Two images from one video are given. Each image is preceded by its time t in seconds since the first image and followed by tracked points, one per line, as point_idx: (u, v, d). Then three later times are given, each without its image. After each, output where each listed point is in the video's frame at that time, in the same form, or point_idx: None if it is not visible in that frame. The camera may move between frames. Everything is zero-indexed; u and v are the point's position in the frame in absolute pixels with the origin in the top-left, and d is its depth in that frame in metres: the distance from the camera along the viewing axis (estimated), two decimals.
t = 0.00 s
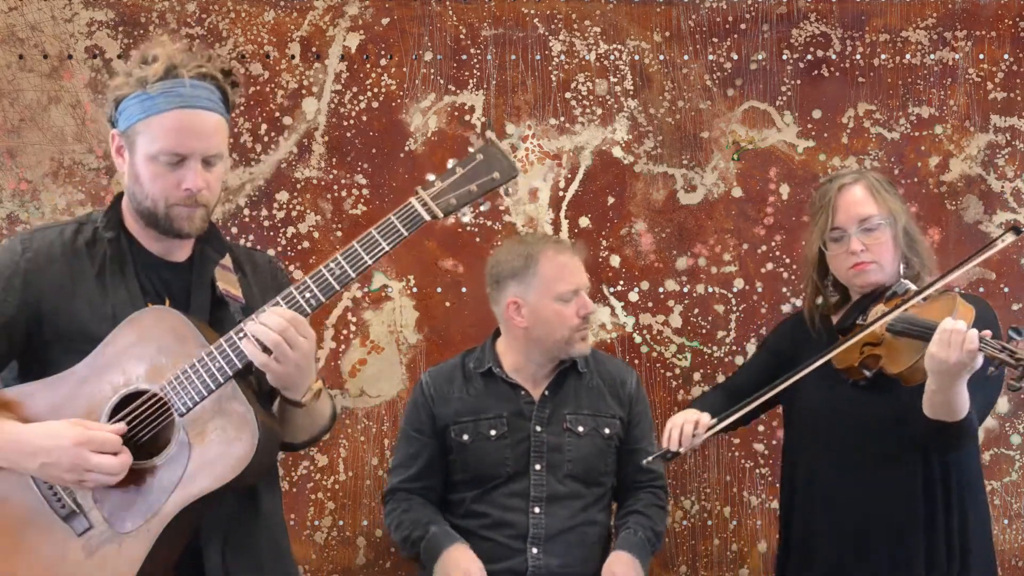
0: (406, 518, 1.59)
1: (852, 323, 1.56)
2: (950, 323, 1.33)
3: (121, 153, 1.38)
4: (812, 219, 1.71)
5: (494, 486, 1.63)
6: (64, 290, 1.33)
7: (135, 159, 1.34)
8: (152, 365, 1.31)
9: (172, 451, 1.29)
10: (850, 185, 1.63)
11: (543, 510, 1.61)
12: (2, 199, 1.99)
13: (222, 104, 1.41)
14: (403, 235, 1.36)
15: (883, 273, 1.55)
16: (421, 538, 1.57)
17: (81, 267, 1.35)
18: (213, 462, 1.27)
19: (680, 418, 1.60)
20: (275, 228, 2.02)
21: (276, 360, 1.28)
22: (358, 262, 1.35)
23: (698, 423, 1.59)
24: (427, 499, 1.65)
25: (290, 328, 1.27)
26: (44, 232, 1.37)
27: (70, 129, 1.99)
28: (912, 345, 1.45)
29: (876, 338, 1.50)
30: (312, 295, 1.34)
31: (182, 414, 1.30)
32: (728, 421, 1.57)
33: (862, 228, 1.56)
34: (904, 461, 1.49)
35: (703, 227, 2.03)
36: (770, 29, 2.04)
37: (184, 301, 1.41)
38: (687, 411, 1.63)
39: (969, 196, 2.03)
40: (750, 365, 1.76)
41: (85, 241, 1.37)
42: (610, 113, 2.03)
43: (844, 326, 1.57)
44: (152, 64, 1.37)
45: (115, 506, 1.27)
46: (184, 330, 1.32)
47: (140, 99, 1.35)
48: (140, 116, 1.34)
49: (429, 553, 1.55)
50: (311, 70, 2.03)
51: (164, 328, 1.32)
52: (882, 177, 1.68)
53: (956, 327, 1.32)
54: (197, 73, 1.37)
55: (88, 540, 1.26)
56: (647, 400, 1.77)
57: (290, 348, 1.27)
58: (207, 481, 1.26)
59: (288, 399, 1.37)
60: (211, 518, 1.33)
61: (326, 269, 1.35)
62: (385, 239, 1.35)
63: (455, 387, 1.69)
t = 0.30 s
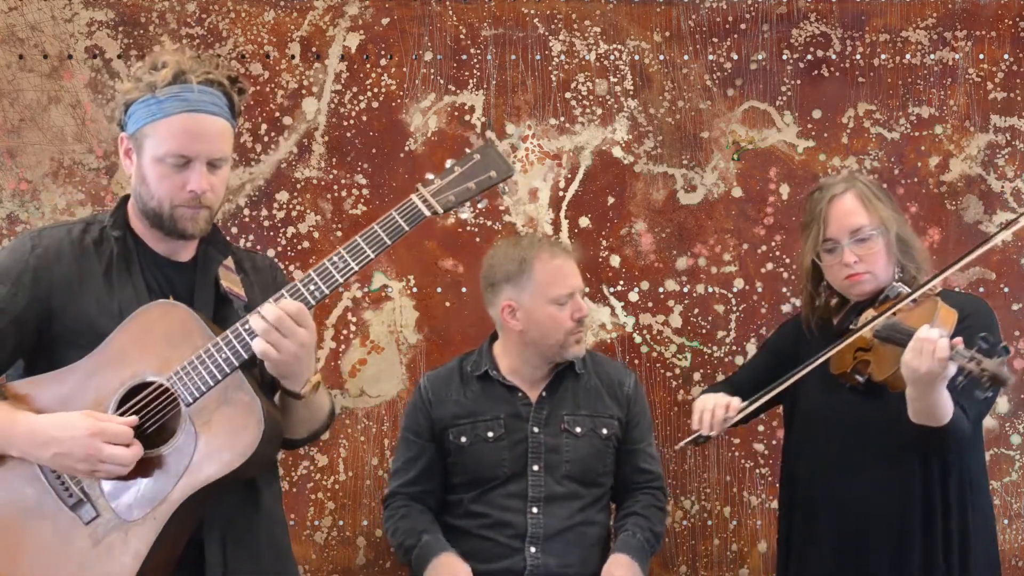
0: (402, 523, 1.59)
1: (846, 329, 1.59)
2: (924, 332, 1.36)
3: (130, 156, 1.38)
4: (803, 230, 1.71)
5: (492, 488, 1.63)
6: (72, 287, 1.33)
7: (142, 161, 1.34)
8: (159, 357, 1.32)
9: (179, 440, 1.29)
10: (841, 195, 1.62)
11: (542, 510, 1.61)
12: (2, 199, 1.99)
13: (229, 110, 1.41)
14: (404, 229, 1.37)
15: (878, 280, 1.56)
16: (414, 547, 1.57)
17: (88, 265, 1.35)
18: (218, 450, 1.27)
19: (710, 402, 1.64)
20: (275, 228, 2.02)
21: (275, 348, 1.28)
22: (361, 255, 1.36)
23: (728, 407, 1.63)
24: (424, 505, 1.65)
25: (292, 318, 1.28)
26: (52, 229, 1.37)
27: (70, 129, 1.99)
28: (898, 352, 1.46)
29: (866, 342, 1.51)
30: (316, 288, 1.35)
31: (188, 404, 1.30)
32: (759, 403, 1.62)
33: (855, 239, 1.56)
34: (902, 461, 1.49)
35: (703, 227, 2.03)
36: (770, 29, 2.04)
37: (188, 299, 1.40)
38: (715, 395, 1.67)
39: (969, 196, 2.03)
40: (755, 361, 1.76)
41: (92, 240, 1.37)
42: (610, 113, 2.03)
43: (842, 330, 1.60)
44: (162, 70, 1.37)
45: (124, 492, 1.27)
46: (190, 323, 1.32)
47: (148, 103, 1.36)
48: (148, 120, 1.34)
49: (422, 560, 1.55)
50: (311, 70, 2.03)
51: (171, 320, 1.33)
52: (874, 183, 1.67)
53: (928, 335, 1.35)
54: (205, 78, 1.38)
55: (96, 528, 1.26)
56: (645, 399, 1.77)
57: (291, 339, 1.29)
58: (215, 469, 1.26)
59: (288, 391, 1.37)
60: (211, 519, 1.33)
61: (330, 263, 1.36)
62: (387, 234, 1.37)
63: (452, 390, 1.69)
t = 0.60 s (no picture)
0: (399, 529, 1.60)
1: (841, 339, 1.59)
2: (887, 371, 1.38)
3: (130, 159, 1.38)
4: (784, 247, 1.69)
5: (491, 490, 1.63)
6: (75, 286, 1.33)
7: (142, 164, 1.34)
8: (161, 350, 1.32)
9: (183, 429, 1.29)
10: (818, 213, 1.60)
11: (542, 512, 1.61)
12: (2, 199, 1.98)
13: (227, 114, 1.42)
14: (399, 221, 1.38)
15: (864, 295, 1.55)
16: (411, 552, 1.58)
17: (90, 264, 1.35)
18: (221, 439, 1.27)
19: (748, 393, 1.60)
20: (275, 228, 2.02)
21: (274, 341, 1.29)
22: (358, 248, 1.36)
23: (765, 399, 1.59)
24: (422, 507, 1.66)
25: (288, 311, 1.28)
26: (54, 231, 1.37)
27: (70, 129, 1.99)
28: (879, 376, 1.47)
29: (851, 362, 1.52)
30: (315, 280, 1.35)
31: (191, 395, 1.30)
32: (797, 391, 1.57)
33: (836, 259, 1.54)
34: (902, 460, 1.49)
35: (703, 227, 2.03)
36: (770, 29, 2.04)
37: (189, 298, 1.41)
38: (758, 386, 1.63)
39: (969, 196, 2.03)
40: (759, 364, 1.78)
41: (95, 240, 1.37)
42: (610, 113, 2.03)
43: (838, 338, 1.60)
44: (161, 76, 1.38)
45: (128, 484, 1.26)
46: (191, 316, 1.33)
47: (147, 107, 1.35)
48: (147, 123, 1.34)
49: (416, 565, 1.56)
50: (311, 70, 2.03)
51: (172, 313, 1.33)
52: (853, 195, 1.65)
53: (891, 374, 1.37)
54: (203, 83, 1.38)
55: (101, 520, 1.24)
56: (645, 400, 1.77)
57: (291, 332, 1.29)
58: (219, 458, 1.26)
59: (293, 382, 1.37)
60: (211, 518, 1.32)
61: (328, 255, 1.36)
62: (383, 226, 1.37)
63: (450, 394, 1.69)
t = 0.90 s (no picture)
0: (403, 527, 1.59)
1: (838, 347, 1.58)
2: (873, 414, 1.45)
3: (127, 162, 1.38)
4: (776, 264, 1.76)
5: (493, 484, 1.63)
6: (75, 287, 1.33)
7: (138, 167, 1.35)
8: (161, 346, 1.32)
9: (183, 423, 1.29)
10: (804, 234, 1.68)
11: (543, 508, 1.60)
12: (2, 199, 1.98)
13: (222, 115, 1.43)
14: (395, 215, 1.39)
15: (853, 309, 1.59)
16: (418, 549, 1.57)
17: (89, 265, 1.35)
18: (222, 433, 1.27)
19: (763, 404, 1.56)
20: (275, 228, 2.02)
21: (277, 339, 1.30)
22: (354, 241, 1.37)
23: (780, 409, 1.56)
24: (426, 504, 1.65)
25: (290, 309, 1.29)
26: (53, 234, 1.37)
27: (69, 129, 1.99)
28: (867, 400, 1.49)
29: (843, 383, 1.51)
30: (313, 274, 1.35)
31: (191, 389, 1.30)
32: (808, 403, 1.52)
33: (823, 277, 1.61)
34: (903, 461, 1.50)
35: (703, 227, 2.03)
36: (770, 29, 2.04)
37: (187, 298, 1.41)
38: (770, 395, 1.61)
39: (969, 196, 2.03)
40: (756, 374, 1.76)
41: (94, 240, 1.37)
42: (610, 113, 2.03)
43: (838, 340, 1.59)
44: (156, 80, 1.38)
45: (128, 479, 1.26)
46: (192, 312, 1.33)
47: (143, 110, 1.36)
48: (143, 126, 1.35)
49: (423, 563, 1.55)
50: (311, 70, 2.03)
51: (173, 308, 1.33)
52: (840, 212, 1.73)
53: (877, 418, 1.43)
54: (197, 86, 1.38)
55: (102, 515, 1.23)
56: (648, 399, 1.77)
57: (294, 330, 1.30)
58: (220, 451, 1.26)
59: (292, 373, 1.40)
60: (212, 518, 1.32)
61: (325, 249, 1.36)
62: (380, 220, 1.39)
63: (455, 384, 1.70)
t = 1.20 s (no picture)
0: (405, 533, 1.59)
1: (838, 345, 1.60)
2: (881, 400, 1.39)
3: (127, 157, 1.38)
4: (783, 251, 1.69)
5: (495, 487, 1.63)
6: (75, 282, 1.33)
7: (137, 161, 1.34)
8: (163, 342, 1.32)
9: (187, 420, 1.29)
10: (818, 220, 1.60)
11: (544, 511, 1.61)
12: (2, 199, 1.98)
13: (222, 110, 1.42)
14: (399, 209, 1.39)
15: (858, 302, 1.56)
16: (421, 554, 1.56)
17: (89, 260, 1.35)
18: (227, 429, 1.28)
19: (779, 385, 1.55)
20: (275, 228, 2.02)
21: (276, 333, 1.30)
22: (358, 236, 1.37)
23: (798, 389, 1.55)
24: (426, 506, 1.65)
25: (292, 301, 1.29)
26: (51, 229, 1.37)
27: (70, 129, 1.99)
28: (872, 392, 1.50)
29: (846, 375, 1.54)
30: (317, 269, 1.35)
31: (195, 384, 1.30)
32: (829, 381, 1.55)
33: (833, 267, 1.55)
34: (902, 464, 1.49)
35: (703, 227, 2.03)
36: (770, 29, 2.04)
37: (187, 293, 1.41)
38: (785, 376, 1.59)
39: (969, 196, 2.03)
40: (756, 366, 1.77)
41: (93, 234, 1.37)
42: (610, 113, 2.03)
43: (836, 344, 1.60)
44: (155, 73, 1.39)
45: (131, 476, 1.26)
46: (193, 307, 1.33)
47: (144, 104, 1.36)
48: (143, 120, 1.35)
49: (432, 561, 1.55)
50: (311, 70, 2.03)
51: (175, 304, 1.33)
52: (852, 201, 1.65)
53: (885, 403, 1.38)
54: (197, 79, 1.39)
55: (106, 511, 1.24)
56: (648, 404, 1.77)
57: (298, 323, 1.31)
58: (226, 446, 1.27)
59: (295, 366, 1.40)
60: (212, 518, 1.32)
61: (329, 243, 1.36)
62: (384, 214, 1.39)
63: (457, 388, 1.69)
